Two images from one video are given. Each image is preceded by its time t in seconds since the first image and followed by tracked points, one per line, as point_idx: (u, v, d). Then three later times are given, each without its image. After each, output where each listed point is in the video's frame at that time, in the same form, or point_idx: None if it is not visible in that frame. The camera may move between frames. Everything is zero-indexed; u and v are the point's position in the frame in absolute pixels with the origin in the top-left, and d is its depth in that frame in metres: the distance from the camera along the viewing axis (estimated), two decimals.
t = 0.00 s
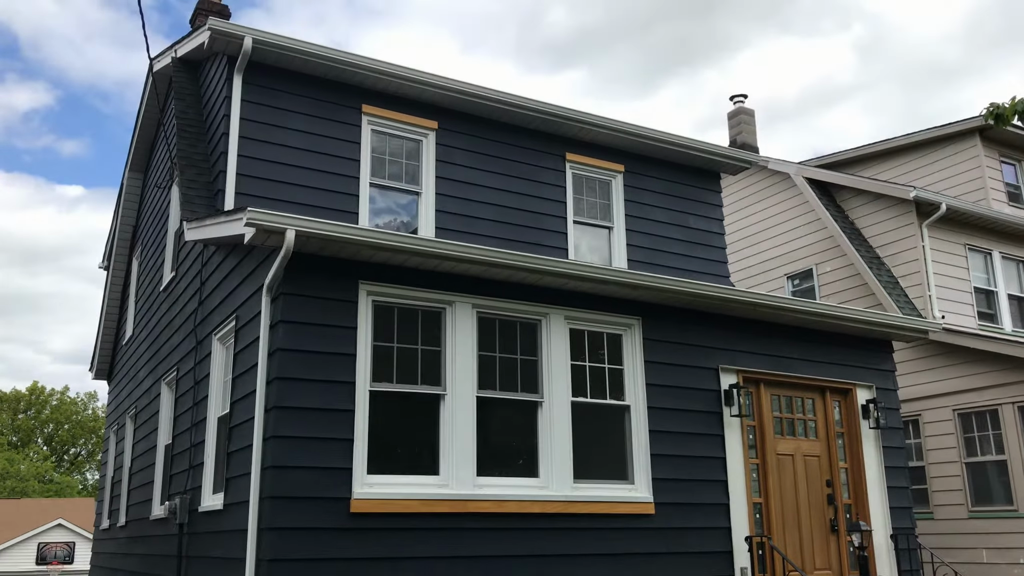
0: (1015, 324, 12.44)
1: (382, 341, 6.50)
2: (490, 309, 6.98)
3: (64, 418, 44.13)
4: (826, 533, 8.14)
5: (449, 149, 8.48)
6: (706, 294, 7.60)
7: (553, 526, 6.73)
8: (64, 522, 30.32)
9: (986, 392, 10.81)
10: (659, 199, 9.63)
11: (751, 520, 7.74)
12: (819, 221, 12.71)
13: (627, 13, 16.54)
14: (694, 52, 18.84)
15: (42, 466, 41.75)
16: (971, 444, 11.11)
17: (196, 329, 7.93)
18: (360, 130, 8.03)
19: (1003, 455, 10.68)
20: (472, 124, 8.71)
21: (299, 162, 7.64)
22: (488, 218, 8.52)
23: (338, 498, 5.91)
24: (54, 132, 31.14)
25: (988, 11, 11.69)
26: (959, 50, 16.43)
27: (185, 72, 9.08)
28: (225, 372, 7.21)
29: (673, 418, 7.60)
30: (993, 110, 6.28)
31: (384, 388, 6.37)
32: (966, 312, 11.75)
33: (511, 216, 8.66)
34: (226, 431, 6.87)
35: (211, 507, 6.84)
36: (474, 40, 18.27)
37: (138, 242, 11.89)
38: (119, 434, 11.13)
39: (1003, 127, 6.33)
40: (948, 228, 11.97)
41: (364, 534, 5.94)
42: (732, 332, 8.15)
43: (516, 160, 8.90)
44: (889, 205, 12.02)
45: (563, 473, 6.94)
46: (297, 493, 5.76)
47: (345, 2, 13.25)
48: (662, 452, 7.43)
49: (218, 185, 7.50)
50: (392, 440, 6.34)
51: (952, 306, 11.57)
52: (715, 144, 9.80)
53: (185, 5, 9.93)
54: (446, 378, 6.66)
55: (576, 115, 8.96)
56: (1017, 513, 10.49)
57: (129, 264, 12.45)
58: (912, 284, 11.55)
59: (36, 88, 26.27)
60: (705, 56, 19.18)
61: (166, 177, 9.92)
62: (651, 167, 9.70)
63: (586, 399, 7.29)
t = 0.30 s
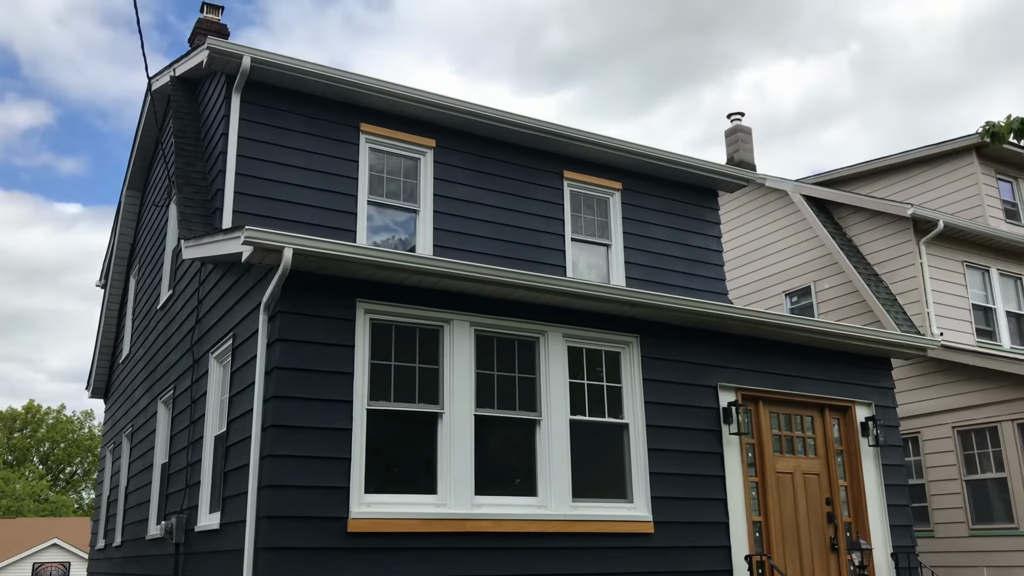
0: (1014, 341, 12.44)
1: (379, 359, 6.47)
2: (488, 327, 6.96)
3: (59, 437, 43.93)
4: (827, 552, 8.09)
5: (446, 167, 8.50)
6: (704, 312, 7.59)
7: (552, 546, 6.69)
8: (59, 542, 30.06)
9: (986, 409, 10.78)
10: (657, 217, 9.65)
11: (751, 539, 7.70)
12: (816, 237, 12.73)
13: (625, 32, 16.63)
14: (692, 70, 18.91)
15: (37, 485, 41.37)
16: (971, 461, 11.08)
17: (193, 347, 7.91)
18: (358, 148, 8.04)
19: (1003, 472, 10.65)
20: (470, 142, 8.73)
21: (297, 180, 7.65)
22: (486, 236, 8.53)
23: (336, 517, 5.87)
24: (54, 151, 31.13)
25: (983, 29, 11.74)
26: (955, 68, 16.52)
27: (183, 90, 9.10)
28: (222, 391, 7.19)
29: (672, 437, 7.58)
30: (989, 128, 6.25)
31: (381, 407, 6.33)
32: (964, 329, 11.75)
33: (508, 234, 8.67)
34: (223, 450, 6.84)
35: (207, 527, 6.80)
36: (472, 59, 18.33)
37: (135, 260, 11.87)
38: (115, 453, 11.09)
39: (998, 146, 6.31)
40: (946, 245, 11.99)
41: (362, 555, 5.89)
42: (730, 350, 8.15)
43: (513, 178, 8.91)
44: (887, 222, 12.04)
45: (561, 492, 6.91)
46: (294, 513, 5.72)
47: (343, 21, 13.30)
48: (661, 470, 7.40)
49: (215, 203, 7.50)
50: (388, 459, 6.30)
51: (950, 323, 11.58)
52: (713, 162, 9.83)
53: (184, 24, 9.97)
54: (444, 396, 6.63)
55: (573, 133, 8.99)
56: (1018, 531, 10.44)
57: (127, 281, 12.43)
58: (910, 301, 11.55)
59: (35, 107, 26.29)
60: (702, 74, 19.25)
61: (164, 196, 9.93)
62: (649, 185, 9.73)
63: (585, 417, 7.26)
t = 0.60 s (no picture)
0: (1013, 350, 12.44)
1: (378, 370, 6.47)
2: (488, 337, 6.96)
3: (58, 448, 43.79)
4: (827, 562, 8.06)
5: (446, 177, 8.51)
6: (703, 322, 7.59)
7: (551, 556, 6.67)
8: (57, 554, 29.92)
9: (986, 418, 10.77)
10: (656, 227, 9.67)
11: (752, 549, 7.68)
12: (815, 247, 12.73)
13: (623, 43, 16.68)
14: (690, 80, 18.96)
15: (35, 497, 41.21)
16: (971, 471, 11.06)
17: (192, 357, 7.90)
18: (358, 159, 8.06)
19: (1004, 482, 10.63)
20: (469, 153, 8.75)
21: (296, 191, 7.65)
22: (485, 246, 8.53)
23: (335, 528, 5.85)
24: (54, 162, 31.12)
25: (980, 39, 11.78)
26: (952, 78, 16.58)
27: (183, 101, 9.11)
28: (221, 401, 7.18)
29: (672, 447, 7.57)
30: (987, 138, 6.26)
31: (381, 417, 6.32)
32: (964, 338, 11.75)
33: (507, 244, 8.67)
34: (222, 461, 6.83)
35: (205, 538, 6.77)
36: (471, 69, 18.37)
37: (134, 271, 11.88)
38: (113, 464, 11.06)
39: (997, 156, 6.31)
40: (945, 254, 11.99)
41: (361, 566, 5.87)
42: (730, 360, 8.15)
43: (512, 188, 8.93)
44: (886, 231, 12.06)
45: (561, 502, 6.89)
46: (293, 524, 5.70)
47: (343, 32, 13.34)
48: (661, 480, 7.38)
49: (215, 214, 7.50)
50: (388, 469, 6.28)
51: (949, 332, 11.58)
52: (712, 172, 9.85)
53: (183, 35, 10.00)
54: (443, 407, 6.61)
55: (572, 144, 9.01)
56: (1019, 541, 10.42)
57: (125, 292, 12.43)
58: (910, 310, 11.55)
59: (36, 119, 26.35)
60: (701, 84, 19.30)
61: (163, 206, 9.94)
62: (648, 195, 9.75)
63: (585, 427, 7.25)
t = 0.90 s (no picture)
0: (1014, 354, 12.43)
1: (379, 374, 6.46)
2: (488, 341, 6.96)
3: (58, 452, 43.74)
4: (828, 567, 8.06)
5: (446, 182, 8.53)
6: (704, 326, 7.59)
7: (552, 561, 6.66)
8: (57, 558, 29.88)
9: (986, 422, 10.77)
10: (656, 232, 9.68)
11: (752, 554, 7.67)
12: (815, 251, 12.74)
13: (624, 47, 16.68)
14: (691, 84, 18.99)
15: (36, 501, 41.16)
16: (972, 475, 11.05)
17: (193, 362, 7.91)
18: (358, 163, 8.07)
19: (1005, 486, 10.62)
20: (470, 157, 8.76)
21: (297, 196, 7.66)
22: (486, 250, 8.54)
23: (335, 534, 5.84)
24: (54, 166, 31.10)
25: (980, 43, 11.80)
26: (952, 82, 16.60)
27: (184, 106, 9.12)
28: (221, 406, 7.18)
29: (672, 451, 7.56)
30: (987, 142, 6.25)
31: (381, 422, 6.32)
32: (964, 343, 11.75)
33: (507, 249, 8.68)
34: (222, 466, 6.82)
35: (206, 543, 6.77)
36: (472, 74, 18.38)
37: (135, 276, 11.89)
38: (114, 469, 11.06)
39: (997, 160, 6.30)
40: (945, 258, 12.00)
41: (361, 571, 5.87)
42: (730, 365, 8.14)
43: (512, 193, 8.94)
44: (886, 234, 12.07)
45: (562, 507, 6.88)
46: (293, 528, 5.70)
47: (343, 36, 13.35)
48: (661, 485, 7.38)
49: (215, 219, 7.51)
50: (388, 474, 6.28)
51: (950, 336, 11.58)
52: (712, 176, 9.87)
53: (184, 40, 10.00)
54: (443, 411, 6.61)
55: (573, 148, 9.02)
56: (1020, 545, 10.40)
57: (126, 297, 12.44)
58: (910, 315, 11.56)
59: (37, 124, 26.39)
60: (701, 88, 19.30)
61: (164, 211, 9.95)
62: (648, 199, 9.76)
63: (585, 432, 7.25)
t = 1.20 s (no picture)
0: (1015, 357, 12.43)
1: (379, 378, 6.46)
2: (488, 345, 6.96)
3: (58, 456, 43.72)
4: (830, 571, 8.05)
5: (447, 186, 8.53)
6: (704, 330, 7.59)
7: (553, 565, 6.65)
8: (58, 562, 29.88)
9: (988, 425, 10.76)
10: (657, 235, 9.68)
11: (754, 557, 7.66)
12: (816, 254, 12.74)
13: (625, 51, 16.69)
14: (691, 87, 19.00)
15: (36, 506, 41.13)
16: (974, 478, 11.04)
17: (193, 367, 7.91)
18: (359, 167, 8.07)
19: (1006, 490, 10.61)
20: (470, 161, 8.77)
21: (298, 200, 7.67)
22: (486, 254, 8.55)
23: (335, 538, 5.83)
24: (56, 170, 31.09)
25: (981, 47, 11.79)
26: (952, 86, 16.61)
27: (185, 110, 9.13)
28: (222, 410, 7.18)
29: (673, 455, 7.56)
30: (987, 146, 6.24)
31: (381, 426, 6.31)
32: (964, 346, 11.74)
33: (508, 252, 8.68)
34: (223, 470, 6.82)
35: (206, 547, 6.76)
36: (472, 77, 18.39)
37: (136, 280, 11.89)
38: (114, 473, 11.05)
39: (998, 164, 6.28)
40: (946, 262, 11.99)
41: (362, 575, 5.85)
42: (731, 368, 8.14)
43: (513, 197, 8.94)
44: (887, 238, 12.07)
45: (562, 511, 6.88)
46: (294, 532, 5.69)
47: (344, 40, 13.36)
48: (662, 489, 7.37)
49: (216, 223, 7.51)
50: (389, 478, 6.27)
51: (951, 339, 11.58)
52: (712, 180, 9.87)
53: (185, 44, 10.00)
54: (444, 415, 6.61)
55: (573, 152, 9.03)
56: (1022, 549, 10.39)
57: (127, 301, 12.46)
58: (911, 318, 11.56)
59: (37, 128, 26.41)
60: (702, 91, 19.31)
61: (165, 215, 9.96)
62: (649, 203, 9.76)
63: (586, 436, 7.25)
